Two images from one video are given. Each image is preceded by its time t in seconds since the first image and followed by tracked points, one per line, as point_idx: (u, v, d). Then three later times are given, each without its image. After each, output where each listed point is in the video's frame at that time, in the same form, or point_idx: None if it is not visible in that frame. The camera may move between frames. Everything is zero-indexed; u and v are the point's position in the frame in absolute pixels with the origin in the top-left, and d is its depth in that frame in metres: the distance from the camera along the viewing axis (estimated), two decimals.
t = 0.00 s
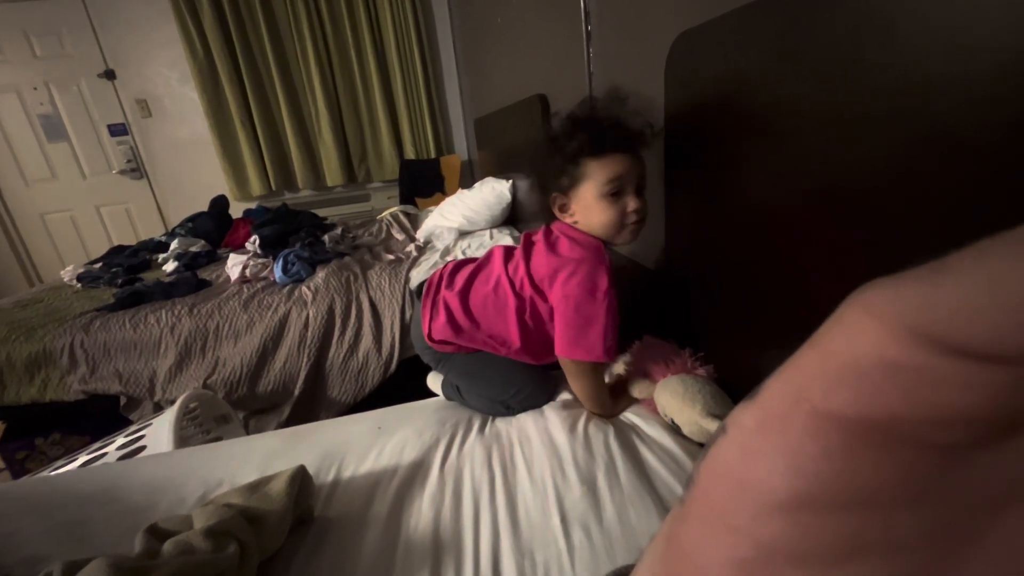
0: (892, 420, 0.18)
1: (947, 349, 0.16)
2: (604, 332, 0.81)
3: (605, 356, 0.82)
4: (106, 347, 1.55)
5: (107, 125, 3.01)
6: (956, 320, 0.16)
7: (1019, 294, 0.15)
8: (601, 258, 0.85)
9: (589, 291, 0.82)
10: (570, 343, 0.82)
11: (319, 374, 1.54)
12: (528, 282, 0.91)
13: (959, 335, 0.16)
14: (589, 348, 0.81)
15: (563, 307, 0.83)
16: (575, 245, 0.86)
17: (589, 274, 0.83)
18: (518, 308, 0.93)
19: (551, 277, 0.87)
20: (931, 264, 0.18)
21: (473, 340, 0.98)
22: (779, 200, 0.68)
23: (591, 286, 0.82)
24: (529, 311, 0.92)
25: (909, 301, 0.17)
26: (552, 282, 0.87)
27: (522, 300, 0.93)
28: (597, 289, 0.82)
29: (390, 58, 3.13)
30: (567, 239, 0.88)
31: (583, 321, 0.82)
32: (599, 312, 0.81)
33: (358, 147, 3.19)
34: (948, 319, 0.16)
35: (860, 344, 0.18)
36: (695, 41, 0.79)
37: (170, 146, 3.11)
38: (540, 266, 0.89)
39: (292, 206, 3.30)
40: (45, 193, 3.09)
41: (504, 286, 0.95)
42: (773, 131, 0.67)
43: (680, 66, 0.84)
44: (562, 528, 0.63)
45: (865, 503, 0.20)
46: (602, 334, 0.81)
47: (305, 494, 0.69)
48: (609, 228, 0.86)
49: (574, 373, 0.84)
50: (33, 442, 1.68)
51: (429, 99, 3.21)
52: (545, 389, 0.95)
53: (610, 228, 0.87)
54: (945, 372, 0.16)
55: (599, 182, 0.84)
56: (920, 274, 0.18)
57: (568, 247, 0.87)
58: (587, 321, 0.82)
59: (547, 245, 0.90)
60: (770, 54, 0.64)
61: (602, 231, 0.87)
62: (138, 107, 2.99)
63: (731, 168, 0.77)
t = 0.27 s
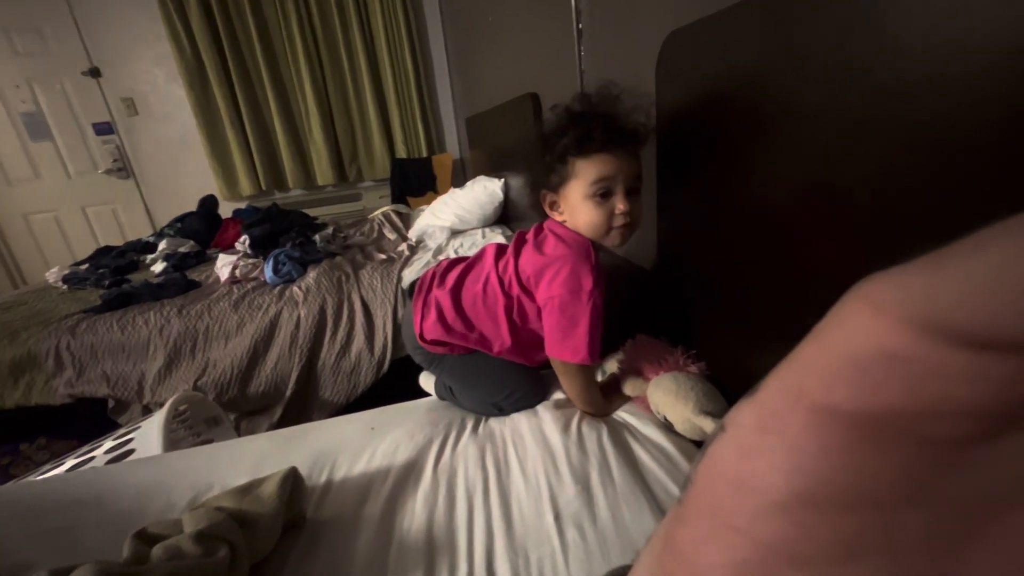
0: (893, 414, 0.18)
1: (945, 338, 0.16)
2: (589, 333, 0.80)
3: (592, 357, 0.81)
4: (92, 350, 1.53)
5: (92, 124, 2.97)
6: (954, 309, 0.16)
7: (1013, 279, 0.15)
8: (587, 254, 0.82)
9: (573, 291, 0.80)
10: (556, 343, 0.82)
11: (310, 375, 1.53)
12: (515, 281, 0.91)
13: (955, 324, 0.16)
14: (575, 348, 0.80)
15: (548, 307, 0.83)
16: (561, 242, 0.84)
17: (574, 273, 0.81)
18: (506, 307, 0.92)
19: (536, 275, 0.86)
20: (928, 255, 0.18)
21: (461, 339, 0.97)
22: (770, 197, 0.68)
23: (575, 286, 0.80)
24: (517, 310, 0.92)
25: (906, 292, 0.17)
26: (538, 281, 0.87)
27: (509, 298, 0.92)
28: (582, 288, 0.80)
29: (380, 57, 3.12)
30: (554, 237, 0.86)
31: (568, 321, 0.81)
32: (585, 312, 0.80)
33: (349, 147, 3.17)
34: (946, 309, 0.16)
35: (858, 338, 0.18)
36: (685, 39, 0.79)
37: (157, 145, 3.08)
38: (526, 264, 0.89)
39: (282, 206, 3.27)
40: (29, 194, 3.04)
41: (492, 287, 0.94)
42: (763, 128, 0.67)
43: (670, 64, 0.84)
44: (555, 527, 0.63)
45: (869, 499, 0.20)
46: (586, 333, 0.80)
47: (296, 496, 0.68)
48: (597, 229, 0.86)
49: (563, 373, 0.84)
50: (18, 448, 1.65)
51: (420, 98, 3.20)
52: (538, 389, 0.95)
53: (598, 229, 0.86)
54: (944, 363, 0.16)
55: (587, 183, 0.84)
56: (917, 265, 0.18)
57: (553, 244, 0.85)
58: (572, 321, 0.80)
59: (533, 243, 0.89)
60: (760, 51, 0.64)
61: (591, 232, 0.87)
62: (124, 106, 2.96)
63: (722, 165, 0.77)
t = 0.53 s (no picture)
0: (889, 416, 0.18)
1: (946, 339, 0.16)
2: (592, 339, 0.80)
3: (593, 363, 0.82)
4: (84, 352, 1.52)
5: (84, 125, 2.96)
6: (954, 309, 0.16)
7: (1015, 279, 0.15)
8: (592, 259, 0.82)
9: (579, 297, 0.80)
10: (559, 348, 0.82)
11: (305, 377, 1.52)
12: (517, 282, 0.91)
13: (957, 326, 0.16)
14: (577, 354, 0.80)
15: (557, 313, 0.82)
16: (566, 245, 0.84)
17: (579, 278, 0.81)
18: (507, 308, 0.92)
19: (541, 279, 0.87)
20: (922, 258, 0.18)
21: (459, 341, 0.96)
22: (762, 197, 0.68)
23: (580, 291, 0.80)
24: (517, 312, 0.92)
25: (905, 293, 0.17)
26: (541, 284, 0.87)
27: (510, 300, 0.92)
28: (588, 294, 0.80)
29: (375, 57, 3.11)
30: (560, 238, 0.86)
31: (572, 327, 0.81)
32: (589, 318, 0.80)
33: (343, 147, 3.16)
34: (947, 309, 0.16)
35: (856, 338, 0.18)
36: (676, 39, 0.79)
37: (150, 145, 3.06)
38: (531, 267, 0.89)
39: (277, 206, 3.26)
40: (22, 195, 3.02)
41: (493, 289, 0.94)
42: (754, 128, 0.67)
43: (662, 64, 0.84)
44: (547, 528, 0.63)
45: (864, 502, 0.20)
46: (591, 340, 0.80)
47: (288, 499, 0.68)
48: (608, 235, 0.86)
49: (561, 377, 0.84)
50: (9, 451, 1.64)
51: (415, 98, 3.19)
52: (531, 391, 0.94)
53: (609, 235, 0.87)
54: (943, 365, 0.16)
55: (601, 186, 0.83)
56: (914, 267, 0.18)
57: (558, 247, 0.86)
58: (576, 327, 0.81)
59: (538, 245, 0.89)
60: (750, 52, 0.64)
61: (600, 237, 0.87)
62: (117, 106, 2.94)
63: (715, 165, 0.77)
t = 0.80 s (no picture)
0: (886, 415, 0.18)
1: (941, 340, 0.16)
2: (596, 346, 0.80)
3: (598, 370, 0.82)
4: (84, 354, 1.52)
5: (84, 127, 2.96)
6: (952, 311, 0.16)
7: (1014, 281, 0.15)
8: (600, 266, 0.82)
9: (585, 303, 0.80)
10: (564, 353, 0.81)
11: (305, 378, 1.52)
12: (523, 285, 0.91)
13: (951, 327, 0.16)
14: (581, 360, 0.81)
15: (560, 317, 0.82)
16: (575, 249, 0.84)
17: (586, 284, 0.81)
18: (512, 310, 0.92)
19: (547, 282, 0.86)
20: (919, 256, 0.18)
21: (465, 341, 0.96)
22: (762, 198, 0.68)
23: (587, 297, 0.80)
24: (523, 315, 0.91)
25: (901, 294, 0.17)
26: (548, 288, 0.86)
27: (515, 302, 0.92)
28: (594, 301, 0.80)
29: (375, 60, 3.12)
30: (570, 242, 0.87)
31: (577, 332, 0.80)
32: (594, 325, 0.80)
33: (343, 149, 3.17)
34: (944, 312, 0.16)
35: (853, 339, 0.18)
36: (676, 40, 0.80)
37: (150, 148, 3.07)
38: (538, 270, 0.89)
39: (277, 208, 3.27)
40: (21, 197, 3.02)
41: (500, 290, 0.94)
42: (755, 129, 0.67)
43: (662, 66, 0.84)
44: (549, 529, 0.63)
45: (863, 499, 0.20)
46: (594, 347, 0.80)
47: (288, 500, 0.68)
48: (617, 241, 0.86)
49: (566, 382, 0.84)
50: (9, 453, 1.64)
51: (415, 100, 3.20)
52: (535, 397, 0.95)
53: (618, 241, 0.86)
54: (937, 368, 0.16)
55: (614, 192, 0.83)
56: (912, 267, 0.18)
57: (566, 251, 0.86)
58: (581, 333, 0.80)
59: (547, 248, 0.89)
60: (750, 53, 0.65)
61: (610, 243, 0.86)
62: (117, 108, 2.95)
63: (715, 166, 0.77)
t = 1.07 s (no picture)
0: (879, 419, 0.18)
1: (936, 347, 0.16)
2: (582, 344, 0.80)
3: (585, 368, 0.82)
4: (83, 354, 1.52)
5: (84, 127, 2.95)
6: (948, 317, 0.16)
7: (1013, 289, 0.15)
8: (589, 265, 0.82)
9: (571, 302, 0.80)
10: (551, 351, 0.82)
11: (305, 379, 1.52)
12: (515, 282, 0.91)
13: (945, 334, 0.16)
14: (568, 358, 0.81)
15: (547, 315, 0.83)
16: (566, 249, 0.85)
17: (574, 283, 0.81)
18: (504, 306, 0.92)
19: (538, 280, 0.87)
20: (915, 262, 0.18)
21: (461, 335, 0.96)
22: (761, 200, 0.68)
23: (574, 297, 0.80)
24: (515, 312, 0.92)
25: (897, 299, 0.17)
26: (538, 286, 0.87)
27: (508, 299, 0.92)
28: (581, 300, 0.80)
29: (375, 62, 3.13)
30: (562, 242, 0.88)
31: (564, 331, 0.81)
32: (580, 324, 0.80)
33: (344, 150, 3.17)
34: (940, 318, 0.16)
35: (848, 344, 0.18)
36: (676, 44, 0.80)
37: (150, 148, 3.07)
38: (530, 268, 0.89)
39: (277, 209, 3.27)
40: (20, 197, 3.01)
41: (493, 287, 0.94)
42: (755, 132, 0.67)
43: (662, 69, 0.85)
44: (549, 530, 0.63)
45: (858, 502, 0.20)
46: (580, 345, 0.80)
47: (288, 501, 0.67)
48: (603, 241, 0.85)
49: (557, 379, 0.84)
50: (7, 454, 1.63)
51: (415, 102, 3.20)
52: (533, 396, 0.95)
53: (604, 241, 0.85)
54: (931, 373, 0.16)
55: (602, 191, 0.83)
56: (907, 272, 0.18)
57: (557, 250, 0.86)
58: (568, 332, 0.81)
59: (540, 247, 0.90)
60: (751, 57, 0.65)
61: (597, 243, 0.86)
62: (117, 109, 2.95)
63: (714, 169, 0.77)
